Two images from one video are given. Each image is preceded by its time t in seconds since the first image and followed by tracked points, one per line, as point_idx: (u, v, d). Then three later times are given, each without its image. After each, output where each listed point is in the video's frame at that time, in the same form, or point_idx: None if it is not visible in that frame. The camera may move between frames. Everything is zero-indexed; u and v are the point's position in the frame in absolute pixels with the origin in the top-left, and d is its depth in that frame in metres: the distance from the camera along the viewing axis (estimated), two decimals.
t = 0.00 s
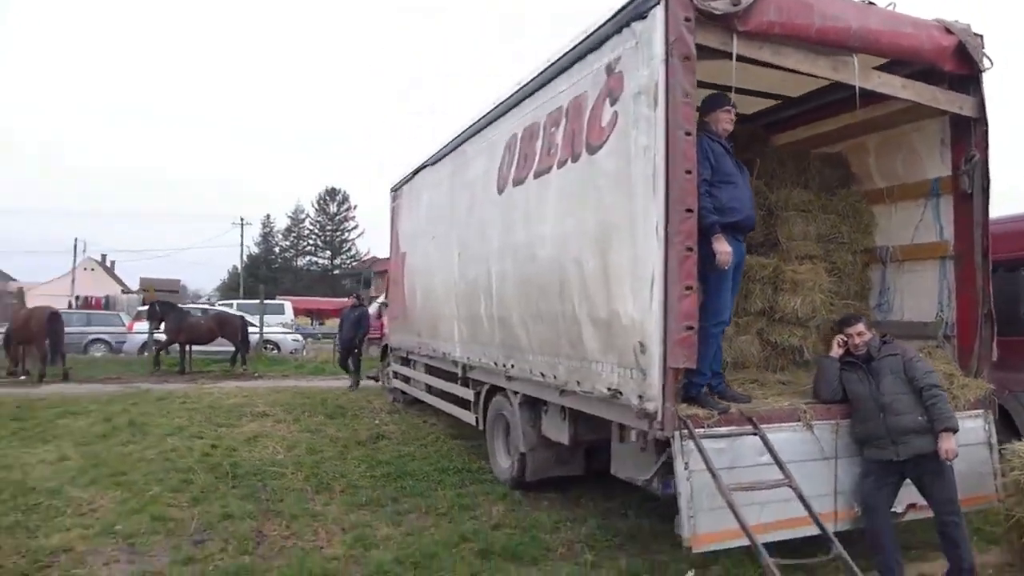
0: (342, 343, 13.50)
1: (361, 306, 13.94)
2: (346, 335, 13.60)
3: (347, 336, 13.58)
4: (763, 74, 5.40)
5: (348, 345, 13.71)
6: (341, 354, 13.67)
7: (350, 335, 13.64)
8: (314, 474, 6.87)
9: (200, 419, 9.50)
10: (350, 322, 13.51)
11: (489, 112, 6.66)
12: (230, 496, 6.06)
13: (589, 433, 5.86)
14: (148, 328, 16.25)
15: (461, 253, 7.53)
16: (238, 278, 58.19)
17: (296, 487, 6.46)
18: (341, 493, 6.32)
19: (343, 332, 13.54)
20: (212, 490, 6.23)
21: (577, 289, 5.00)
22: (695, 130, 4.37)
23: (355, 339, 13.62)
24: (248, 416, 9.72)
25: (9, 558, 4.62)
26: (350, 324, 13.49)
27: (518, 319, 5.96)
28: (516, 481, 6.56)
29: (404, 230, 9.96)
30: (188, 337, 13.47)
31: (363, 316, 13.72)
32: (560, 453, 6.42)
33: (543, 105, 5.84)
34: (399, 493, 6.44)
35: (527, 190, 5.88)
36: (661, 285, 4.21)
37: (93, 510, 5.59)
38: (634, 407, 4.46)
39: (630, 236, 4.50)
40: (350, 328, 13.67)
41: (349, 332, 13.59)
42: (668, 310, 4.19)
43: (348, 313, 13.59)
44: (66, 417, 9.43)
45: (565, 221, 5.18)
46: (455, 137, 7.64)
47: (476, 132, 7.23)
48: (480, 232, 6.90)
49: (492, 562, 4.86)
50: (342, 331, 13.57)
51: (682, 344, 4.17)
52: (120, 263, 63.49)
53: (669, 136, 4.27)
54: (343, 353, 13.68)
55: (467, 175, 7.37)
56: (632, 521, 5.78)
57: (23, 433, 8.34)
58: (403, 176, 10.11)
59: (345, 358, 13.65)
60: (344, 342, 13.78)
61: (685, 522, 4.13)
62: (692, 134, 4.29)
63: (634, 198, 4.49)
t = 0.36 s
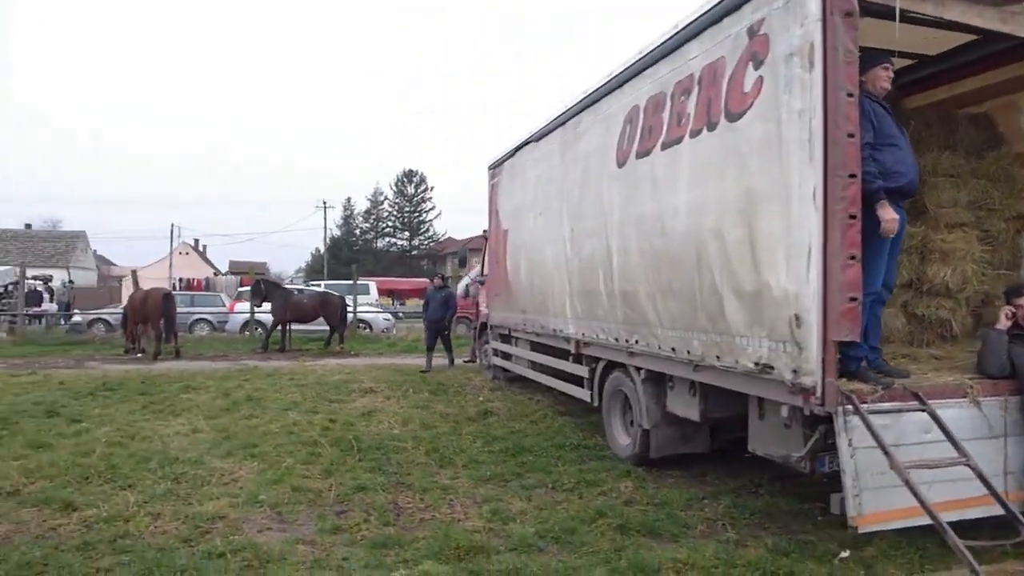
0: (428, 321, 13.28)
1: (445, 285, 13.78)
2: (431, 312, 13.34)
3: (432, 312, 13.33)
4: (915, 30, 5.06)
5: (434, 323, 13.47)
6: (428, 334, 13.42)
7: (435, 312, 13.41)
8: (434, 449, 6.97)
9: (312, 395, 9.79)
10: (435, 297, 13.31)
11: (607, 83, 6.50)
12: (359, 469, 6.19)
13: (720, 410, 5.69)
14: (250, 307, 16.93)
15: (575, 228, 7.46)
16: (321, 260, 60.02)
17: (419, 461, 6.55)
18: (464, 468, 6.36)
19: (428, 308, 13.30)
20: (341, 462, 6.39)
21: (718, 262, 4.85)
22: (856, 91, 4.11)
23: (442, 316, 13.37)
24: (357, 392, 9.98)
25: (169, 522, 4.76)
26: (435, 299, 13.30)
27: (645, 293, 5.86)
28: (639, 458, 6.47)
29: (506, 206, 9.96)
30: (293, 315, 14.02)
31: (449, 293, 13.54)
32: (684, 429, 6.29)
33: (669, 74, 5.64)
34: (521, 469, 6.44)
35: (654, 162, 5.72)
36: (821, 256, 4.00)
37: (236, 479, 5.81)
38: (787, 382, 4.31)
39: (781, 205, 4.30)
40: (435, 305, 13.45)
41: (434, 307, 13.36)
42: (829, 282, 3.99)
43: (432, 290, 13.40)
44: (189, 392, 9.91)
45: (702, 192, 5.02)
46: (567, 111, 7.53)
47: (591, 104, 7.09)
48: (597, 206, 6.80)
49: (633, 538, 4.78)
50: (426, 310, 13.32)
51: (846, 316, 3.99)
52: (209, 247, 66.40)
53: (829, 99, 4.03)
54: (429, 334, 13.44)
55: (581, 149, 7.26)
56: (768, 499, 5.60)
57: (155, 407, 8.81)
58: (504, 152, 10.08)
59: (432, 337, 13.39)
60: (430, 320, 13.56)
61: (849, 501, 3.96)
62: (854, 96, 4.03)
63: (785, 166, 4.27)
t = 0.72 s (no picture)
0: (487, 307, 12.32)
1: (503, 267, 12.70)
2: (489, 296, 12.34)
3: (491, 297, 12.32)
4: None
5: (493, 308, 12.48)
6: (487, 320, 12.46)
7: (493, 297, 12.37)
8: (523, 434, 6.85)
9: (388, 379, 9.81)
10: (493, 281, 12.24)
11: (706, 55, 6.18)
12: (450, 454, 6.12)
13: (831, 394, 5.41)
14: (317, 293, 17.25)
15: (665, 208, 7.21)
16: (375, 247, 60.82)
17: (509, 446, 6.45)
18: (556, 454, 6.24)
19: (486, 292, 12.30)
20: (432, 447, 6.32)
21: (840, 238, 4.55)
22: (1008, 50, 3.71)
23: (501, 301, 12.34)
24: (432, 377, 9.95)
25: (275, 505, 4.72)
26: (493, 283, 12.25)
27: (749, 273, 5.59)
28: (737, 445, 6.23)
29: (585, 187, 9.76)
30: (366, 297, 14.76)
31: (509, 277, 12.46)
32: (786, 415, 6.03)
33: (778, 41, 5.31)
34: (614, 455, 6.27)
35: (762, 135, 5.42)
36: (968, 230, 3.65)
37: (331, 462, 5.79)
38: (923, 366, 4.01)
39: (917, 177, 3.96)
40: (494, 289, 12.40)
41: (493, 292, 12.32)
42: (978, 257, 3.65)
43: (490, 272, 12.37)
44: (268, 376, 10.02)
45: (822, 164, 4.72)
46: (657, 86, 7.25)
47: (684, 78, 6.80)
48: (692, 184, 6.53)
49: (748, 528, 4.56)
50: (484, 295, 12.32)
51: (998, 293, 3.64)
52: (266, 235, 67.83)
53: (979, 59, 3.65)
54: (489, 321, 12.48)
55: (673, 125, 6.99)
56: (884, 489, 5.29)
57: (238, 390, 8.92)
58: (580, 132, 9.87)
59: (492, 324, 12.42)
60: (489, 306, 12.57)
61: (1002, 493, 3.67)
62: (1008, 56, 3.64)
63: (921, 133, 3.92)
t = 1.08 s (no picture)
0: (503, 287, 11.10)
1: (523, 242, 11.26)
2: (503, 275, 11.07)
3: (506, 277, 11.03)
4: None
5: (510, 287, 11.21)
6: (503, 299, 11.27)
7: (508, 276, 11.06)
8: (564, 416, 6.65)
9: (416, 359, 9.62)
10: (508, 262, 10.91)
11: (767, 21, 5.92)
12: (493, 437, 5.92)
13: (895, 377, 5.19)
14: (334, 272, 17.09)
15: (713, 183, 6.97)
16: (385, 225, 60.59)
17: (552, 429, 6.24)
18: (601, 437, 6.04)
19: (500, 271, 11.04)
20: (472, 430, 6.11)
21: (919, 213, 4.32)
22: None
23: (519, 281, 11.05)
24: (459, 357, 9.74)
25: (322, 491, 4.52)
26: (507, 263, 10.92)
27: (810, 250, 5.38)
28: (788, 428, 6.03)
29: (620, 162, 9.50)
30: (390, 275, 15.46)
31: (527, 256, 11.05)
32: (842, 398, 5.81)
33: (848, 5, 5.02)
34: (661, 438, 6.06)
35: (830, 105, 5.17)
36: None
37: (372, 446, 5.59)
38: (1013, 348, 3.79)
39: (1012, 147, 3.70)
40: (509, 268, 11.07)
41: (507, 272, 11.02)
42: None
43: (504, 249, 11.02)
44: (293, 356, 9.82)
45: (900, 134, 4.47)
46: (709, 55, 6.98)
47: (739, 46, 6.53)
48: (748, 157, 6.31)
49: (817, 516, 4.34)
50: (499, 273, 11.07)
51: None
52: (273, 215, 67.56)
53: None
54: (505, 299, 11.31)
55: (726, 96, 6.73)
56: (950, 474, 5.06)
57: (265, 371, 8.73)
58: (617, 105, 9.60)
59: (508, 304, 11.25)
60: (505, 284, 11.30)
61: None
62: None
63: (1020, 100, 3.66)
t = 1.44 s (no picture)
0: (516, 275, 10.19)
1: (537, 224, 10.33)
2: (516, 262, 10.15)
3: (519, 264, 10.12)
4: None
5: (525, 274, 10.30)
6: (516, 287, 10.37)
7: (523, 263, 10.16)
8: (598, 405, 6.34)
9: (435, 345, 9.31)
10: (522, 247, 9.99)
11: None
12: (527, 427, 5.63)
13: (960, 362, 4.88)
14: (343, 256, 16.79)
15: (753, 159, 6.60)
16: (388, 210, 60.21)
17: (588, 418, 5.95)
18: (641, 427, 5.74)
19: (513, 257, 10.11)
20: (504, 420, 5.81)
21: (999, 186, 3.97)
22: None
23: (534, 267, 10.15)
24: (479, 343, 9.43)
25: (355, 486, 4.23)
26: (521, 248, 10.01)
27: (867, 229, 5.05)
28: (837, 416, 5.73)
29: (644, 139, 9.10)
30: (400, 260, 15.23)
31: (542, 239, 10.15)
32: (896, 384, 5.51)
33: None
34: (703, 428, 5.76)
35: (890, 72, 4.80)
36: None
37: (401, 437, 5.29)
38: None
39: None
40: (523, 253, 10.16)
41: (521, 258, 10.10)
42: None
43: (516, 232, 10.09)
44: (308, 342, 9.52)
45: (976, 101, 4.11)
46: (748, 24, 6.59)
47: (782, 13, 6.14)
48: (793, 132, 5.96)
49: (889, 513, 4.05)
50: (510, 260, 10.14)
51: None
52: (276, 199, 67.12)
53: None
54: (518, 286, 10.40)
55: (767, 67, 6.35)
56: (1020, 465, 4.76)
57: (280, 356, 8.44)
58: (641, 81, 9.21)
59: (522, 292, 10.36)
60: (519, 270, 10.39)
61: None
62: None
63: None
